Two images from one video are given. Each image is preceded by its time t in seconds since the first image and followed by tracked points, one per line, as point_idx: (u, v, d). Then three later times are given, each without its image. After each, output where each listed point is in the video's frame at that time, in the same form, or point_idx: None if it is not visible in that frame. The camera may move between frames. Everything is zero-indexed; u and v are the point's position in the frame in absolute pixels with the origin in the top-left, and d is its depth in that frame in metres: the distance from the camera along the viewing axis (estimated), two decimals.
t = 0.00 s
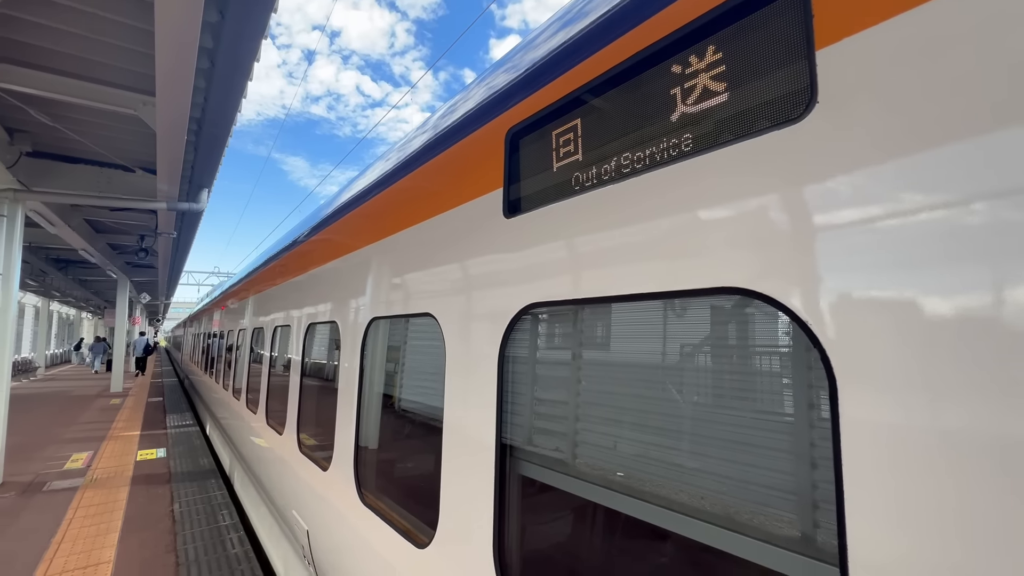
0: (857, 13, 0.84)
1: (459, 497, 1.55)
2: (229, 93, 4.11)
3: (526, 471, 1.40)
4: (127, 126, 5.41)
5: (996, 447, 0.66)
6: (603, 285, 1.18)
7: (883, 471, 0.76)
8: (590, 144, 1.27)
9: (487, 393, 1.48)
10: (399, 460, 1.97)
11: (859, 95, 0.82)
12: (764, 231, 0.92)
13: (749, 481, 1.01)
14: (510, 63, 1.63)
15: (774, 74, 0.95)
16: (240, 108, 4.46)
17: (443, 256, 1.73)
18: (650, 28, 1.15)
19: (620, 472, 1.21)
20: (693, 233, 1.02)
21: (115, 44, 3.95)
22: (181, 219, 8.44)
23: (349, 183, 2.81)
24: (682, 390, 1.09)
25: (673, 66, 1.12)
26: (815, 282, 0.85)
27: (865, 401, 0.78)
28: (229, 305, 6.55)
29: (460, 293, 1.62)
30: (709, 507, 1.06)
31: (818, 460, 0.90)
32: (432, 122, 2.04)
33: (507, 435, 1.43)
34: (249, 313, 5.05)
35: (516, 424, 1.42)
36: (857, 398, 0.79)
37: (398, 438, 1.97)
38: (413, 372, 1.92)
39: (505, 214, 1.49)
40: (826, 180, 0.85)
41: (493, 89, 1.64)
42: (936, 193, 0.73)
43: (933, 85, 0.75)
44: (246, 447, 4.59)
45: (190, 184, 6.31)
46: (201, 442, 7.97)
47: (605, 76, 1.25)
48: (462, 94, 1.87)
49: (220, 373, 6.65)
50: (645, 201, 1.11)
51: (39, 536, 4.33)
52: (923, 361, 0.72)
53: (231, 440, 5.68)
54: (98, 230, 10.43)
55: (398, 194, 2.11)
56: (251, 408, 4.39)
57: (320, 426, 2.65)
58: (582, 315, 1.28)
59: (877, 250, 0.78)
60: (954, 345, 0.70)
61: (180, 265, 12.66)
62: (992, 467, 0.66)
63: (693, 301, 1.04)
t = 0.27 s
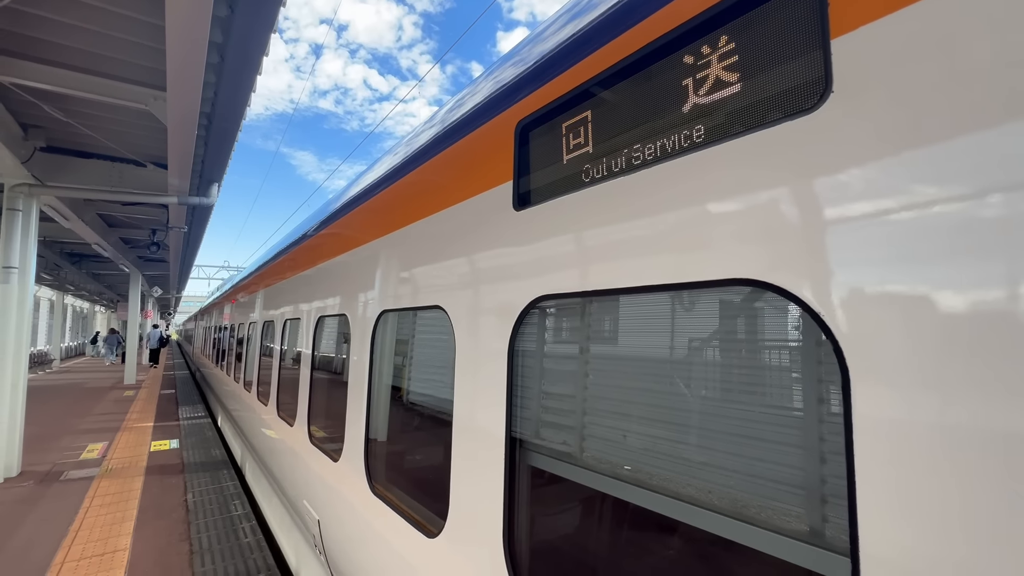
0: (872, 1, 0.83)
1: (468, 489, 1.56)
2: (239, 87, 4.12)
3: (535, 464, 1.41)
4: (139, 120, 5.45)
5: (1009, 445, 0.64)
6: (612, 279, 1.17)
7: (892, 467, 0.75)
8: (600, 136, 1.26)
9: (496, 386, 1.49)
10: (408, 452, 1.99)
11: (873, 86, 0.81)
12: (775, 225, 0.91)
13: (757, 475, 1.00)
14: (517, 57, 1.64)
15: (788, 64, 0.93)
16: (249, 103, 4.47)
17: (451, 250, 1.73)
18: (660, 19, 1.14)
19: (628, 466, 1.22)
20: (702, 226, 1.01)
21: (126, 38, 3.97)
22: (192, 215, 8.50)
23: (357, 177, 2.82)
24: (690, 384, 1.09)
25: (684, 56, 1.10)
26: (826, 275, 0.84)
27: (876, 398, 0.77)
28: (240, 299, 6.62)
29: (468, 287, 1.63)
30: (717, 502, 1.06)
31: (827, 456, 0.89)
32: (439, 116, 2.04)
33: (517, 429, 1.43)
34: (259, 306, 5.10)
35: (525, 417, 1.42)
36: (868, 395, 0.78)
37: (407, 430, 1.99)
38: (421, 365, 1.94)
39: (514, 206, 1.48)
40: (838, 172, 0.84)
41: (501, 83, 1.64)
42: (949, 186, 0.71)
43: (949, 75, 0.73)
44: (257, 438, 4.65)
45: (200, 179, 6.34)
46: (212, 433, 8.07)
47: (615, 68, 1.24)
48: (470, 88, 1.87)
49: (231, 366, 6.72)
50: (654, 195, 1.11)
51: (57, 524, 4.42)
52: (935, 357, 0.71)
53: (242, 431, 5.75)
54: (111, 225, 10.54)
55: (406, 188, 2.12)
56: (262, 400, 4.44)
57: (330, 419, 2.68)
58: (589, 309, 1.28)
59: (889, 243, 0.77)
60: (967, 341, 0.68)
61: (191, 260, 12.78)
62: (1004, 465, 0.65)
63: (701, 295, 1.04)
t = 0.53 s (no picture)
0: None
1: (475, 481, 1.58)
2: (246, 82, 4.12)
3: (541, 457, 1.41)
4: (148, 115, 5.48)
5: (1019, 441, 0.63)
6: (618, 272, 1.17)
7: (901, 462, 0.74)
8: (609, 128, 1.25)
9: (504, 380, 1.48)
10: (415, 445, 2.01)
11: (885, 78, 0.80)
12: (783, 219, 0.90)
13: (762, 471, 1.00)
14: (523, 50, 1.63)
15: (801, 54, 0.92)
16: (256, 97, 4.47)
17: (457, 244, 1.74)
18: (669, 9, 1.12)
19: (633, 460, 1.22)
20: (709, 220, 1.01)
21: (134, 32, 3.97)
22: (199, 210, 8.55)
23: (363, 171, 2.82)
24: (696, 378, 1.08)
25: (695, 47, 1.09)
26: (836, 270, 0.83)
27: (886, 393, 0.76)
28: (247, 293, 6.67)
29: (474, 282, 1.63)
30: (722, 496, 1.06)
31: (835, 452, 0.89)
32: (445, 110, 2.05)
33: (524, 423, 1.43)
34: (266, 300, 5.14)
35: (533, 411, 1.42)
36: (877, 389, 0.78)
37: (415, 423, 2.01)
38: (427, 358, 1.95)
39: (522, 198, 1.48)
40: (846, 166, 0.83)
41: (506, 77, 1.63)
42: (962, 179, 0.70)
43: (963, 66, 0.72)
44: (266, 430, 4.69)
45: (208, 174, 6.36)
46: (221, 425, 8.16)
47: (623, 60, 1.23)
48: (475, 82, 1.87)
49: (239, 359, 6.77)
50: (661, 188, 1.10)
51: (71, 513, 4.49)
52: (945, 353, 0.70)
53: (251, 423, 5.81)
54: (121, 219, 10.63)
55: (413, 181, 2.12)
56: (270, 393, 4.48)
57: (338, 411, 2.71)
58: (595, 303, 1.27)
59: (899, 237, 0.76)
60: (977, 336, 0.67)
61: (198, 255, 12.86)
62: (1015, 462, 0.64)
63: (708, 289, 1.03)
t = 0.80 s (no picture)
0: None
1: (480, 475, 1.58)
2: (252, 77, 4.11)
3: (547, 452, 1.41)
4: (155, 110, 5.50)
5: None
6: (623, 268, 1.17)
7: (909, 460, 0.74)
8: (617, 122, 1.24)
9: (510, 375, 1.48)
10: (420, 439, 2.02)
11: (896, 71, 0.78)
12: (789, 214, 0.89)
13: (768, 467, 1.00)
14: (529, 45, 1.63)
15: (814, 46, 0.90)
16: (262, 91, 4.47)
17: (462, 240, 1.74)
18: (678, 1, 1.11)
19: (638, 455, 1.22)
20: (715, 215, 1.00)
21: (140, 27, 3.97)
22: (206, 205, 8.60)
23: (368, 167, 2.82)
24: (701, 374, 1.08)
25: (705, 39, 1.07)
26: (843, 265, 0.82)
27: (894, 390, 0.76)
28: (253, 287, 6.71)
29: (479, 277, 1.63)
30: (727, 492, 1.06)
31: (841, 448, 0.88)
32: (450, 105, 2.04)
33: (531, 418, 1.43)
34: (272, 294, 5.16)
35: (540, 406, 1.42)
36: (885, 385, 0.77)
37: (420, 417, 2.02)
38: (432, 353, 1.96)
39: (530, 193, 1.47)
40: (853, 160, 0.82)
41: (513, 71, 1.63)
42: (972, 174, 0.69)
43: (975, 58, 0.71)
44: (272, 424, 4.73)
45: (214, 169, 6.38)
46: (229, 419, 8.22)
47: (630, 54, 1.22)
48: (480, 77, 1.87)
49: (245, 353, 6.81)
50: (667, 182, 1.09)
51: (82, 505, 4.55)
52: (954, 350, 0.70)
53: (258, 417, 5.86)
54: (128, 214, 10.69)
55: (418, 177, 2.12)
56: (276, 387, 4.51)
57: (344, 405, 2.72)
58: (600, 299, 1.27)
59: (907, 232, 0.75)
60: (987, 332, 0.67)
61: (205, 250, 12.92)
62: None
63: (714, 285, 1.03)
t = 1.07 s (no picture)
0: None
1: (484, 470, 1.59)
2: (256, 72, 4.11)
3: (552, 448, 1.41)
4: (160, 105, 5.51)
5: None
6: (626, 264, 1.17)
7: (915, 457, 0.73)
8: (625, 116, 1.22)
9: (516, 371, 1.48)
10: (424, 434, 2.03)
11: (906, 65, 0.77)
12: (795, 210, 0.88)
13: (771, 464, 0.99)
14: (533, 40, 1.62)
15: (826, 39, 0.89)
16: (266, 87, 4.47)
17: (466, 236, 1.74)
18: None
19: (641, 451, 1.22)
20: (719, 211, 0.99)
21: (144, 23, 3.97)
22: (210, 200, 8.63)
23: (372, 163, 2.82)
24: (704, 370, 1.08)
25: (715, 31, 1.05)
26: (849, 262, 0.82)
27: (900, 387, 0.75)
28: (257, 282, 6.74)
29: (483, 273, 1.63)
30: (729, 489, 1.06)
31: (845, 444, 0.88)
32: (453, 101, 2.03)
33: (536, 415, 1.42)
34: (276, 290, 5.18)
35: (545, 402, 1.41)
36: (891, 382, 0.76)
37: (424, 413, 2.03)
38: (435, 349, 1.97)
39: (536, 188, 1.45)
40: (859, 156, 0.81)
41: (517, 67, 1.62)
42: (980, 170, 0.68)
43: (985, 53, 0.70)
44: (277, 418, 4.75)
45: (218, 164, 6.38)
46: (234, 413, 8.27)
47: (635, 49, 1.21)
48: (484, 72, 1.86)
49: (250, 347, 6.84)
50: (672, 178, 1.08)
51: (89, 498, 4.59)
52: (961, 347, 0.69)
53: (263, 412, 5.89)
54: (133, 210, 10.72)
55: (422, 173, 2.12)
56: (281, 382, 4.54)
57: (348, 400, 2.74)
58: (603, 295, 1.27)
59: (914, 228, 0.74)
60: (994, 329, 0.66)
61: (210, 245, 12.97)
62: None
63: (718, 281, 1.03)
